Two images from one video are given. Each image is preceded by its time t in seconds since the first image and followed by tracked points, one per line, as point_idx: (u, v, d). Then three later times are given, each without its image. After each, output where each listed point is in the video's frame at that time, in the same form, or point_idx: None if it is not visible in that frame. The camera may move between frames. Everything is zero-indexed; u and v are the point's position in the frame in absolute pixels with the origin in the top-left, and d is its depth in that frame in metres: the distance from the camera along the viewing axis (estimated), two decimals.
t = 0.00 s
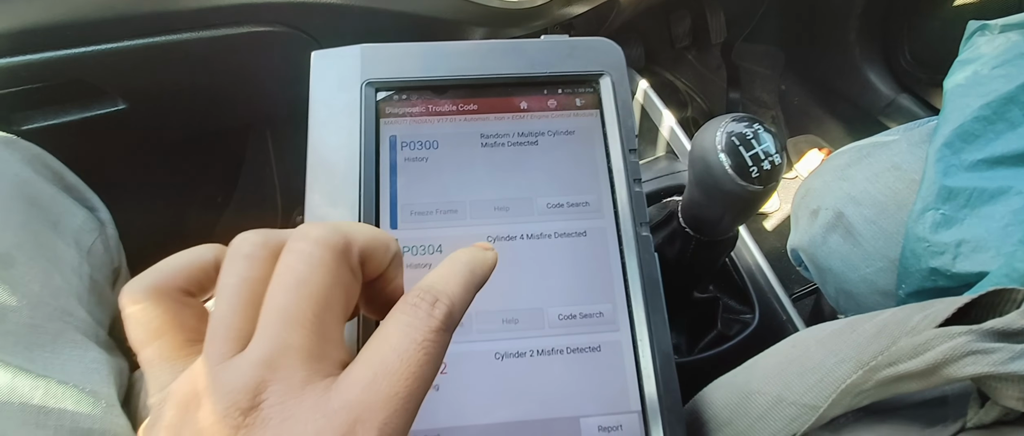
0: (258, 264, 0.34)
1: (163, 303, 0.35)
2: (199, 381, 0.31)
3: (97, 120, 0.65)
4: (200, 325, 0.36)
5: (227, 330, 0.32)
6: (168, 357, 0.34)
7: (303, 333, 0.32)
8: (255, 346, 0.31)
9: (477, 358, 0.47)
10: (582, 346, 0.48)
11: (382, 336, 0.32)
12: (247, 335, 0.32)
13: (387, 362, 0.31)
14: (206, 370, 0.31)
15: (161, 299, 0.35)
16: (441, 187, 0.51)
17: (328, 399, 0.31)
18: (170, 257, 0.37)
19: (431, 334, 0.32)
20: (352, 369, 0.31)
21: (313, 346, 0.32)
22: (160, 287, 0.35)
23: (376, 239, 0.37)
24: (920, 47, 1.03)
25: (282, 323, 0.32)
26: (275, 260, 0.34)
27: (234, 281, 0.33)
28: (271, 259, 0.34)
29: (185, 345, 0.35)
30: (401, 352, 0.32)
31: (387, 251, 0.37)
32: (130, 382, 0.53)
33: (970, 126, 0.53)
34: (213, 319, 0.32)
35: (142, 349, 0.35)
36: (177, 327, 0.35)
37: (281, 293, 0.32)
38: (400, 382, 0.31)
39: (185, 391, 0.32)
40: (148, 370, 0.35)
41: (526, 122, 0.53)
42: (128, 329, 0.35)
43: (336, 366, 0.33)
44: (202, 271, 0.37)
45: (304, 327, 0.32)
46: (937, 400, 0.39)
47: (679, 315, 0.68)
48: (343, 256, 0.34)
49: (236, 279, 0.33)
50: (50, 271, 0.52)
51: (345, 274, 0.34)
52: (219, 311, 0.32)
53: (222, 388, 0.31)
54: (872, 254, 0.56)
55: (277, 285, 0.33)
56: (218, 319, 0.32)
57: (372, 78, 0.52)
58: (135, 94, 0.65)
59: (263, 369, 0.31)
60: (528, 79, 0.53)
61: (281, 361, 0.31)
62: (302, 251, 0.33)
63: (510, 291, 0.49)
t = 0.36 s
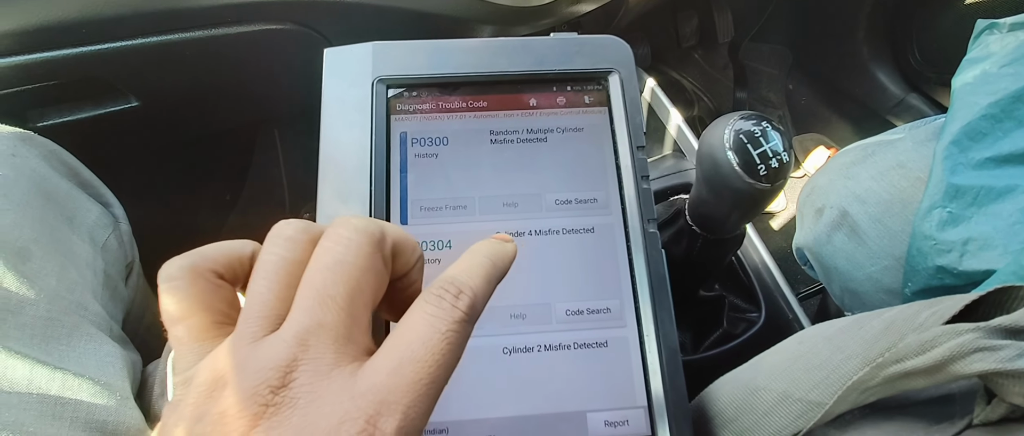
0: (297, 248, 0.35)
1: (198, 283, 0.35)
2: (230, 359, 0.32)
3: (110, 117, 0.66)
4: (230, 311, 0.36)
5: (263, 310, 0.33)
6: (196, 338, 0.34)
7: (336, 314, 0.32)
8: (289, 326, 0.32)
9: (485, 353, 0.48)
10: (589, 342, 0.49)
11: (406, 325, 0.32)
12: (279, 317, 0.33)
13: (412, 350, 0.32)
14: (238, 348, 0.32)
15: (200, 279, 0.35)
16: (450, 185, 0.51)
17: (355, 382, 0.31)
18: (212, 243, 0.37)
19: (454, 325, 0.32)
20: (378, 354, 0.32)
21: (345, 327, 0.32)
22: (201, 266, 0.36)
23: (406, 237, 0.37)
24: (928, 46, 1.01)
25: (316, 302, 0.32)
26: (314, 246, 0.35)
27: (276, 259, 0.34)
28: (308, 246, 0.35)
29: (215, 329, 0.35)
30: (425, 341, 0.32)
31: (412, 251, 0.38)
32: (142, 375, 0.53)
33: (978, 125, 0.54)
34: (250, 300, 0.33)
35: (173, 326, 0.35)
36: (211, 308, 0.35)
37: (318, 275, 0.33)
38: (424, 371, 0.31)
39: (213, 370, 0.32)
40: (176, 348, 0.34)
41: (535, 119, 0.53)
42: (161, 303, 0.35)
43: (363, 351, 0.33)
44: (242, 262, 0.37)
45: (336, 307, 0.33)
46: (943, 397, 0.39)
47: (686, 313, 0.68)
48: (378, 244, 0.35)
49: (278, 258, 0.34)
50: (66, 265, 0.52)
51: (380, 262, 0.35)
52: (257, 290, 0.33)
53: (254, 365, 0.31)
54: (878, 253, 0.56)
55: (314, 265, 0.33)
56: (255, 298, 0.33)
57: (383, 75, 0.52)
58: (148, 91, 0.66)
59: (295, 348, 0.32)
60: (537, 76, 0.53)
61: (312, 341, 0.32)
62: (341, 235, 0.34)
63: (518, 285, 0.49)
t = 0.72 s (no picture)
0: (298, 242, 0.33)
1: (199, 277, 0.33)
2: (232, 356, 0.31)
3: (103, 118, 0.66)
4: (229, 302, 0.34)
5: (265, 305, 0.31)
6: (199, 330, 0.33)
7: (339, 312, 0.31)
8: (291, 324, 0.31)
9: (481, 356, 0.47)
10: (585, 344, 0.48)
11: (422, 327, 0.32)
12: (282, 315, 0.32)
13: (424, 353, 0.31)
14: (240, 343, 0.31)
15: (200, 273, 0.33)
16: (447, 187, 0.51)
17: (364, 380, 0.31)
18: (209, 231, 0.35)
19: (469, 330, 0.32)
20: (387, 355, 0.31)
21: (348, 326, 0.31)
22: (201, 258, 0.33)
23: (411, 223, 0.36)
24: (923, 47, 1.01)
25: (321, 300, 0.31)
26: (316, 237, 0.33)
27: (274, 256, 0.32)
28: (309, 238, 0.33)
29: (215, 321, 0.33)
30: (437, 346, 0.31)
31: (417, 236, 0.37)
32: (134, 379, 0.53)
33: (973, 127, 0.54)
34: (252, 296, 0.32)
35: (172, 318, 0.33)
36: (211, 302, 0.33)
37: (320, 273, 0.31)
38: (432, 377, 0.31)
39: (216, 365, 0.31)
40: (177, 340, 0.33)
41: (531, 121, 0.53)
42: (161, 295, 0.33)
43: (371, 344, 0.32)
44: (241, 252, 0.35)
45: (342, 306, 0.31)
46: (940, 400, 0.39)
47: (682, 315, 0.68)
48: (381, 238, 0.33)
49: (276, 254, 0.32)
50: (57, 267, 0.52)
51: (384, 255, 0.34)
52: (257, 284, 0.32)
53: (257, 364, 0.30)
54: (872, 254, 0.56)
55: (315, 261, 0.32)
56: (255, 294, 0.32)
57: (378, 76, 0.52)
58: (141, 92, 0.65)
59: (301, 344, 0.30)
60: (534, 78, 0.53)
61: (319, 338, 0.31)
62: (342, 231, 0.32)
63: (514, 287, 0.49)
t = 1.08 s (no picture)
0: (255, 258, 0.35)
1: (165, 295, 0.35)
2: (196, 373, 0.32)
3: (105, 119, 0.66)
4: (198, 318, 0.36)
5: (225, 320, 0.33)
6: (166, 349, 0.35)
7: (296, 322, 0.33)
8: (251, 336, 0.32)
9: (483, 355, 0.47)
10: (587, 343, 0.48)
11: (381, 327, 0.32)
12: (242, 327, 0.33)
13: (382, 354, 0.32)
14: (202, 360, 0.32)
15: (165, 291, 0.35)
16: (448, 187, 0.51)
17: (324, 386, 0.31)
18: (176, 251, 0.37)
19: (427, 328, 0.32)
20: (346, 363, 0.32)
21: (308, 334, 0.33)
22: (164, 277, 0.36)
23: (369, 232, 0.38)
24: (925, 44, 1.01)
25: (277, 312, 0.33)
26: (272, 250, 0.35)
27: (232, 272, 0.34)
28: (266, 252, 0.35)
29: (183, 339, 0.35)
30: (395, 345, 0.32)
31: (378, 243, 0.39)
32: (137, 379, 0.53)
33: (975, 123, 0.53)
34: (212, 312, 0.33)
35: (142, 338, 0.35)
36: (179, 319, 0.35)
37: (276, 284, 0.33)
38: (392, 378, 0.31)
39: (181, 382, 0.32)
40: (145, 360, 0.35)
41: (532, 119, 0.53)
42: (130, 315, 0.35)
43: (330, 354, 0.33)
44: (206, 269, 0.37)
45: (297, 316, 0.33)
46: (942, 398, 0.39)
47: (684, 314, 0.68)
48: (336, 246, 0.36)
49: (235, 270, 0.34)
50: (59, 268, 0.52)
51: (339, 264, 0.35)
52: (217, 301, 0.34)
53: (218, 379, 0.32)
54: (874, 252, 0.56)
55: (271, 274, 0.34)
56: (216, 309, 0.33)
57: (378, 76, 0.52)
58: (141, 92, 0.65)
59: (260, 358, 0.32)
60: (534, 77, 0.53)
61: (276, 349, 0.32)
62: (296, 241, 0.34)
63: (514, 286, 0.49)
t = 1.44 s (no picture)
0: (235, 262, 0.35)
1: (144, 302, 0.36)
2: (181, 380, 0.32)
3: (111, 113, 0.65)
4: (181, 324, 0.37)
5: (208, 326, 0.34)
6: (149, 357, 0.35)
7: (276, 326, 0.33)
8: (233, 342, 0.33)
9: (492, 352, 0.47)
10: (596, 341, 0.48)
11: (363, 325, 0.32)
12: (223, 332, 0.34)
13: (364, 351, 0.32)
14: (185, 367, 0.33)
15: (145, 300, 0.36)
16: (456, 182, 0.51)
17: (308, 389, 0.32)
18: (155, 257, 0.38)
19: (409, 324, 0.32)
20: (331, 366, 0.32)
21: (289, 338, 0.33)
22: (142, 285, 0.36)
23: (352, 230, 0.39)
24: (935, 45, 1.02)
25: (256, 317, 0.33)
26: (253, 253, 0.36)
27: (212, 277, 0.35)
28: (245, 256, 0.36)
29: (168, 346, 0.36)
30: (377, 343, 0.32)
31: (364, 240, 0.40)
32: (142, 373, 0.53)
33: (986, 123, 0.53)
34: (194, 318, 0.34)
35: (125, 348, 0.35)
36: (161, 325, 0.36)
37: (255, 289, 0.33)
38: (379, 376, 0.32)
39: (166, 390, 0.33)
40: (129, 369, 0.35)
41: (542, 115, 0.52)
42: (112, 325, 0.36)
43: (313, 357, 0.33)
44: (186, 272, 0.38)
45: (278, 320, 0.33)
46: (954, 398, 0.38)
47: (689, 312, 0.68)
48: (316, 248, 0.36)
49: (215, 276, 0.35)
50: (65, 261, 0.52)
51: (319, 264, 0.36)
52: (200, 308, 0.34)
53: (200, 386, 0.32)
54: (884, 251, 0.56)
55: (251, 278, 0.34)
56: (198, 315, 0.34)
57: (387, 70, 0.52)
58: (148, 86, 0.65)
59: (240, 364, 0.32)
60: (544, 72, 0.53)
61: (258, 354, 0.32)
62: (274, 245, 0.35)
63: (523, 283, 0.49)
